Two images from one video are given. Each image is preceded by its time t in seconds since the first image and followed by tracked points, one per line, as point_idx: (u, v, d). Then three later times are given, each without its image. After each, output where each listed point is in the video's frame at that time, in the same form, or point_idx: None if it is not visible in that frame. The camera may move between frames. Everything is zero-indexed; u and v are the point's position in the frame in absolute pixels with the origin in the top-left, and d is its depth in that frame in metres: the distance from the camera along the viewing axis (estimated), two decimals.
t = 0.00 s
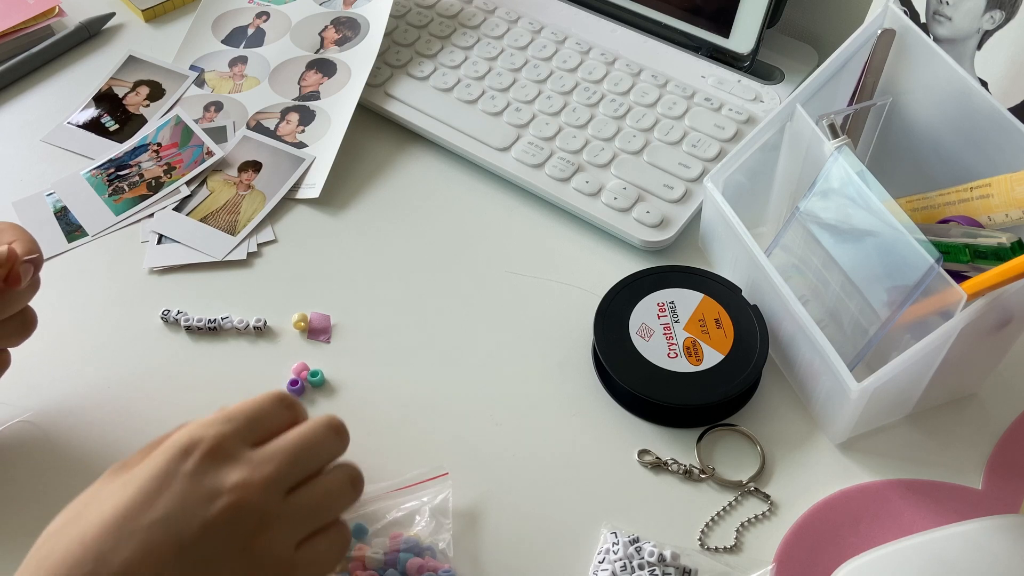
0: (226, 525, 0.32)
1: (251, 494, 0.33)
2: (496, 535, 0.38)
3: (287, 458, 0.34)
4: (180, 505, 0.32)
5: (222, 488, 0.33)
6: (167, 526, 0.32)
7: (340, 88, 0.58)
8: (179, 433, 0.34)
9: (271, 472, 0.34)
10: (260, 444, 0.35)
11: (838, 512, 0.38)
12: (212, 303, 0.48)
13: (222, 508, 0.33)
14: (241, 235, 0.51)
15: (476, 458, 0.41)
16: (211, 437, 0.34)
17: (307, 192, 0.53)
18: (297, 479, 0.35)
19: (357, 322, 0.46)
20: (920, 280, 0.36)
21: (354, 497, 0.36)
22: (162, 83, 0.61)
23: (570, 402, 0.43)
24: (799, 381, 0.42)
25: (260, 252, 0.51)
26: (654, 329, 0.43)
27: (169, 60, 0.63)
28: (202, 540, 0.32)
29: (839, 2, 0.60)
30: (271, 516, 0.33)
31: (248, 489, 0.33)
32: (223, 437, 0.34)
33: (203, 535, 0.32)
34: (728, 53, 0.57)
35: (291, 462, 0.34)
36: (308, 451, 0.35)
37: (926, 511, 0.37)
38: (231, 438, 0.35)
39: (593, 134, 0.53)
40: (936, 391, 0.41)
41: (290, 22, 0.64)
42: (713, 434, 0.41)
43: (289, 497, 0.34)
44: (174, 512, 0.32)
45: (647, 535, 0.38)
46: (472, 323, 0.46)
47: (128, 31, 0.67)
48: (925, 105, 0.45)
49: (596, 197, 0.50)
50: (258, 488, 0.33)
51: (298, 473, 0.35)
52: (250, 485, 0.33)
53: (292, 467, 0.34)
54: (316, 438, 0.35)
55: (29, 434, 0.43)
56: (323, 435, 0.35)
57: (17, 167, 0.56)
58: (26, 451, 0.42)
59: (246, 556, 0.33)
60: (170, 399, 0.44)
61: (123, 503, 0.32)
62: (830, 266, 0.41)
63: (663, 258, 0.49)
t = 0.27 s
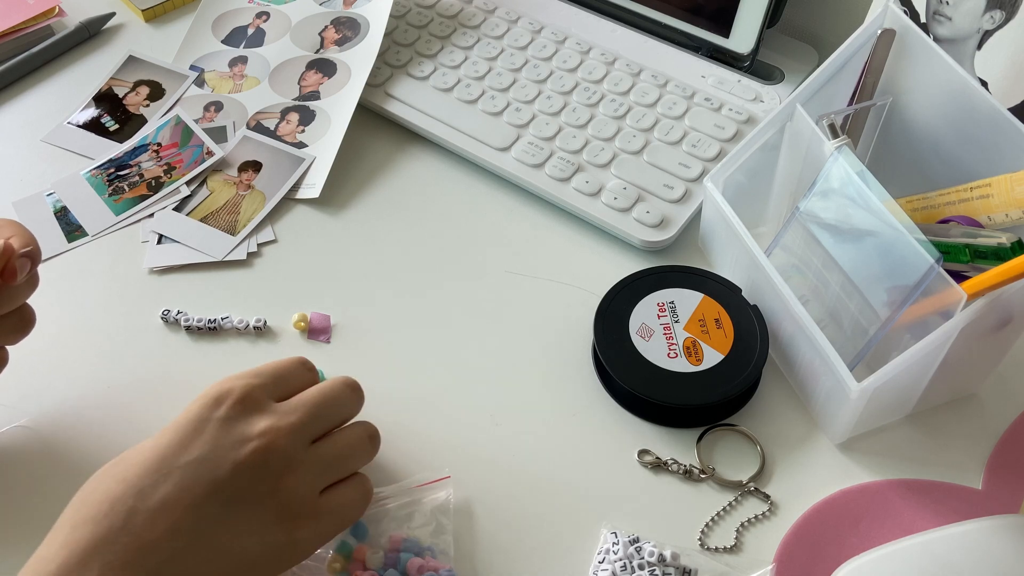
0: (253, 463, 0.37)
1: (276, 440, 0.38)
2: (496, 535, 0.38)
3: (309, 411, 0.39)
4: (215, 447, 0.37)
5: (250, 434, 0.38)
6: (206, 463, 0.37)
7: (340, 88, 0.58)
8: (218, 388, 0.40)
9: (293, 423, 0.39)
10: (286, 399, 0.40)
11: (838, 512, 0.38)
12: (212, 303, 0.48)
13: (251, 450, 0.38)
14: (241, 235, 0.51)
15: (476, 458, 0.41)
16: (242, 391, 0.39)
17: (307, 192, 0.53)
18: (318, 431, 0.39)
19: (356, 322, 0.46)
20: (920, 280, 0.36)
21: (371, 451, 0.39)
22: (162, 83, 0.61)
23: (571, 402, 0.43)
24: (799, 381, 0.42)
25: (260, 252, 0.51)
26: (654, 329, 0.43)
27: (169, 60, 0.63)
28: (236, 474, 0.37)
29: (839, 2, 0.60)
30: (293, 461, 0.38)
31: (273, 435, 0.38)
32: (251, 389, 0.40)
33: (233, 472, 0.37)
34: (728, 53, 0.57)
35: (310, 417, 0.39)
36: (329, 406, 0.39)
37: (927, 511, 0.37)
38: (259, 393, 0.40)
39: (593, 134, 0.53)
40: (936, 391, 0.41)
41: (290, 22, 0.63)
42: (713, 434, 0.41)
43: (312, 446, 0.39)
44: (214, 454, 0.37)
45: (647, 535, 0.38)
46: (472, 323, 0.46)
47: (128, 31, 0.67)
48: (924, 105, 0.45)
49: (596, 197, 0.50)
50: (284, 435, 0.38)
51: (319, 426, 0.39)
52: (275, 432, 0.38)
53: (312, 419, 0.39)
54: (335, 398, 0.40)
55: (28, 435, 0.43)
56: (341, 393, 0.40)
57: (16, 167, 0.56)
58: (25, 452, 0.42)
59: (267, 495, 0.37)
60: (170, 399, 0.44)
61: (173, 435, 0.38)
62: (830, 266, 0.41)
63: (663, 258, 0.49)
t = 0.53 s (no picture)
0: (106, 438, 0.30)
1: (135, 414, 0.31)
2: (495, 535, 0.38)
3: (170, 358, 0.32)
4: (62, 430, 0.29)
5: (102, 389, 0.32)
6: (47, 452, 0.29)
7: (340, 88, 0.58)
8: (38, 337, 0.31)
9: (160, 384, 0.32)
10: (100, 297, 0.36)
11: (838, 512, 0.38)
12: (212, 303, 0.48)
13: (101, 425, 0.30)
14: (241, 235, 0.51)
15: (476, 458, 0.41)
16: (72, 315, 0.32)
17: (307, 192, 0.53)
18: (192, 379, 0.33)
19: (356, 322, 0.46)
20: (920, 280, 0.36)
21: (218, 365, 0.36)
22: (162, 83, 0.61)
23: (571, 402, 0.43)
24: (799, 381, 0.42)
25: (260, 251, 0.50)
26: (654, 329, 0.43)
27: (169, 60, 0.63)
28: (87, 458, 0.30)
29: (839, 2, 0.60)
30: (184, 421, 0.32)
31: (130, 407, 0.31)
32: (89, 319, 0.32)
33: (92, 457, 0.30)
34: (728, 53, 0.57)
35: (167, 382, 0.32)
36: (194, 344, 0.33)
37: (926, 511, 0.37)
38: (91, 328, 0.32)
39: (593, 134, 0.53)
40: (936, 391, 0.41)
41: (290, 22, 0.63)
42: (713, 435, 0.41)
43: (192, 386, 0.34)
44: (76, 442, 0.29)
45: (647, 535, 0.38)
46: (472, 323, 0.46)
47: (128, 32, 0.67)
48: (924, 105, 0.45)
49: (597, 197, 0.50)
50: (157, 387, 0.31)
51: (188, 371, 0.33)
52: (136, 404, 0.31)
53: (183, 366, 0.32)
54: (191, 330, 0.33)
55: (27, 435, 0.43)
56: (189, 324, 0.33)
57: (17, 167, 0.56)
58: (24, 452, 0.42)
59: (157, 473, 0.32)
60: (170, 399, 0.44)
61: None
62: (830, 266, 0.41)
63: (663, 259, 0.49)
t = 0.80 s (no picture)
0: (99, 461, 0.35)
1: (117, 441, 0.36)
2: (495, 535, 0.38)
3: (136, 386, 0.38)
4: (62, 453, 0.34)
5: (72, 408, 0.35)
6: (52, 472, 0.33)
7: (340, 88, 0.58)
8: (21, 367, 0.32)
9: (130, 409, 0.37)
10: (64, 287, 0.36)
11: (838, 512, 0.38)
12: (212, 303, 0.48)
13: (94, 452, 0.35)
14: (241, 235, 0.51)
15: (476, 459, 0.41)
16: (48, 330, 0.33)
17: (307, 192, 0.53)
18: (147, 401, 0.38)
19: (356, 322, 0.46)
20: (920, 280, 0.36)
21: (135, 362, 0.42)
22: (162, 83, 0.61)
23: (571, 402, 0.43)
24: (800, 381, 0.42)
25: (260, 252, 0.51)
26: (655, 329, 0.43)
27: (169, 60, 0.63)
28: (81, 476, 0.35)
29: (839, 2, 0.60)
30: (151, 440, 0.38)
31: (114, 435, 0.36)
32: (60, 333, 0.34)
33: (87, 478, 0.35)
34: (728, 53, 0.57)
35: (141, 408, 0.38)
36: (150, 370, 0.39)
37: (926, 511, 0.37)
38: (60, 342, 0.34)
39: (593, 134, 0.53)
40: (936, 391, 0.41)
41: (290, 22, 0.63)
42: (713, 434, 0.41)
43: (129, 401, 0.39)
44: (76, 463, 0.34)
45: (647, 535, 0.38)
46: (473, 323, 0.46)
47: (128, 32, 0.67)
48: (924, 105, 0.45)
49: (596, 197, 0.50)
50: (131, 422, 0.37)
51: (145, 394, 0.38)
52: (120, 433, 0.36)
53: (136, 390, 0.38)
54: (149, 357, 0.38)
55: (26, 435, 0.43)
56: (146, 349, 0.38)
57: (17, 167, 0.56)
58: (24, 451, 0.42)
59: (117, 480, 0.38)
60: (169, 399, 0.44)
61: None
62: (830, 266, 0.41)
63: (663, 259, 0.49)
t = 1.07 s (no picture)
0: (109, 458, 0.35)
1: (128, 438, 0.36)
2: (495, 536, 0.38)
3: (147, 384, 0.38)
4: (74, 450, 0.34)
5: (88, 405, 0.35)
6: (65, 469, 0.34)
7: (340, 88, 0.58)
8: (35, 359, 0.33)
9: (144, 408, 0.37)
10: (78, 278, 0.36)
11: (839, 512, 0.38)
12: (211, 304, 0.48)
13: (105, 449, 0.35)
14: (241, 235, 0.51)
15: (476, 458, 0.41)
16: (61, 326, 0.34)
17: (307, 192, 0.53)
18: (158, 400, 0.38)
19: (356, 322, 0.46)
20: (920, 280, 0.36)
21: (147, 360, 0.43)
22: (162, 83, 0.61)
23: (571, 403, 0.42)
24: (799, 381, 0.42)
25: (260, 252, 0.50)
26: (654, 329, 0.43)
27: (169, 60, 0.63)
28: (91, 473, 0.35)
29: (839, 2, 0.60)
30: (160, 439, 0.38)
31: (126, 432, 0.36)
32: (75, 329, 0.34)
33: (98, 475, 0.35)
34: (728, 53, 0.57)
35: (151, 406, 0.38)
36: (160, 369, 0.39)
37: (926, 511, 0.37)
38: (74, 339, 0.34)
39: (593, 134, 0.53)
40: (936, 391, 0.41)
41: (290, 22, 0.63)
42: (713, 434, 0.41)
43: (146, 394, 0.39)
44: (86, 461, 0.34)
45: (647, 535, 0.38)
46: (473, 323, 0.46)
47: (128, 32, 0.67)
48: (924, 105, 0.45)
49: (597, 197, 0.50)
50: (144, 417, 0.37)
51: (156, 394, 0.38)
52: (131, 432, 0.36)
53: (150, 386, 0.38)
54: (158, 356, 0.38)
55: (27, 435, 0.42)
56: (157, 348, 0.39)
57: (17, 167, 0.56)
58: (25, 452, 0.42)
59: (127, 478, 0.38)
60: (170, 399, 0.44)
61: (10, 435, 0.32)
62: (830, 266, 0.41)
63: (663, 259, 0.49)
